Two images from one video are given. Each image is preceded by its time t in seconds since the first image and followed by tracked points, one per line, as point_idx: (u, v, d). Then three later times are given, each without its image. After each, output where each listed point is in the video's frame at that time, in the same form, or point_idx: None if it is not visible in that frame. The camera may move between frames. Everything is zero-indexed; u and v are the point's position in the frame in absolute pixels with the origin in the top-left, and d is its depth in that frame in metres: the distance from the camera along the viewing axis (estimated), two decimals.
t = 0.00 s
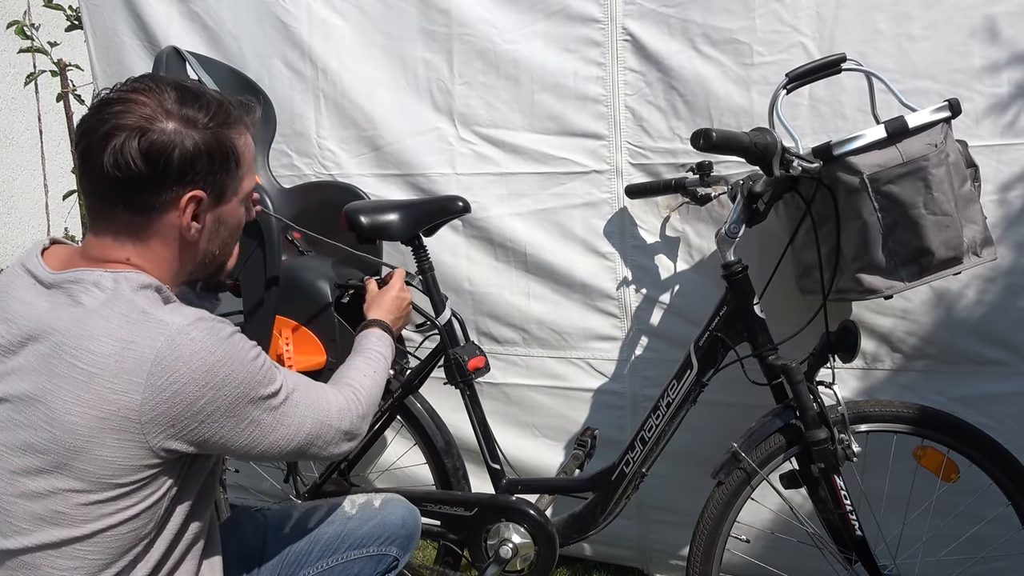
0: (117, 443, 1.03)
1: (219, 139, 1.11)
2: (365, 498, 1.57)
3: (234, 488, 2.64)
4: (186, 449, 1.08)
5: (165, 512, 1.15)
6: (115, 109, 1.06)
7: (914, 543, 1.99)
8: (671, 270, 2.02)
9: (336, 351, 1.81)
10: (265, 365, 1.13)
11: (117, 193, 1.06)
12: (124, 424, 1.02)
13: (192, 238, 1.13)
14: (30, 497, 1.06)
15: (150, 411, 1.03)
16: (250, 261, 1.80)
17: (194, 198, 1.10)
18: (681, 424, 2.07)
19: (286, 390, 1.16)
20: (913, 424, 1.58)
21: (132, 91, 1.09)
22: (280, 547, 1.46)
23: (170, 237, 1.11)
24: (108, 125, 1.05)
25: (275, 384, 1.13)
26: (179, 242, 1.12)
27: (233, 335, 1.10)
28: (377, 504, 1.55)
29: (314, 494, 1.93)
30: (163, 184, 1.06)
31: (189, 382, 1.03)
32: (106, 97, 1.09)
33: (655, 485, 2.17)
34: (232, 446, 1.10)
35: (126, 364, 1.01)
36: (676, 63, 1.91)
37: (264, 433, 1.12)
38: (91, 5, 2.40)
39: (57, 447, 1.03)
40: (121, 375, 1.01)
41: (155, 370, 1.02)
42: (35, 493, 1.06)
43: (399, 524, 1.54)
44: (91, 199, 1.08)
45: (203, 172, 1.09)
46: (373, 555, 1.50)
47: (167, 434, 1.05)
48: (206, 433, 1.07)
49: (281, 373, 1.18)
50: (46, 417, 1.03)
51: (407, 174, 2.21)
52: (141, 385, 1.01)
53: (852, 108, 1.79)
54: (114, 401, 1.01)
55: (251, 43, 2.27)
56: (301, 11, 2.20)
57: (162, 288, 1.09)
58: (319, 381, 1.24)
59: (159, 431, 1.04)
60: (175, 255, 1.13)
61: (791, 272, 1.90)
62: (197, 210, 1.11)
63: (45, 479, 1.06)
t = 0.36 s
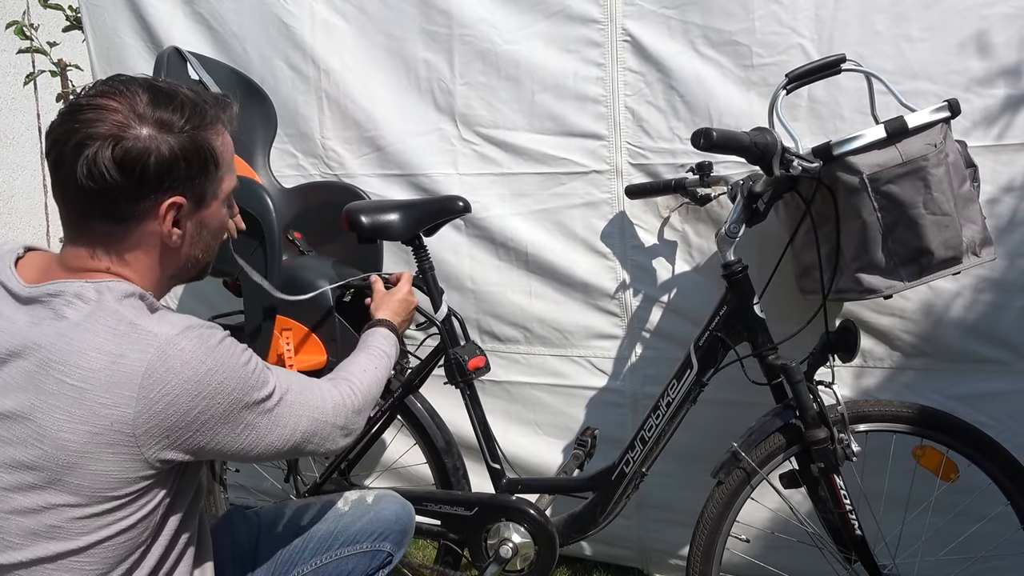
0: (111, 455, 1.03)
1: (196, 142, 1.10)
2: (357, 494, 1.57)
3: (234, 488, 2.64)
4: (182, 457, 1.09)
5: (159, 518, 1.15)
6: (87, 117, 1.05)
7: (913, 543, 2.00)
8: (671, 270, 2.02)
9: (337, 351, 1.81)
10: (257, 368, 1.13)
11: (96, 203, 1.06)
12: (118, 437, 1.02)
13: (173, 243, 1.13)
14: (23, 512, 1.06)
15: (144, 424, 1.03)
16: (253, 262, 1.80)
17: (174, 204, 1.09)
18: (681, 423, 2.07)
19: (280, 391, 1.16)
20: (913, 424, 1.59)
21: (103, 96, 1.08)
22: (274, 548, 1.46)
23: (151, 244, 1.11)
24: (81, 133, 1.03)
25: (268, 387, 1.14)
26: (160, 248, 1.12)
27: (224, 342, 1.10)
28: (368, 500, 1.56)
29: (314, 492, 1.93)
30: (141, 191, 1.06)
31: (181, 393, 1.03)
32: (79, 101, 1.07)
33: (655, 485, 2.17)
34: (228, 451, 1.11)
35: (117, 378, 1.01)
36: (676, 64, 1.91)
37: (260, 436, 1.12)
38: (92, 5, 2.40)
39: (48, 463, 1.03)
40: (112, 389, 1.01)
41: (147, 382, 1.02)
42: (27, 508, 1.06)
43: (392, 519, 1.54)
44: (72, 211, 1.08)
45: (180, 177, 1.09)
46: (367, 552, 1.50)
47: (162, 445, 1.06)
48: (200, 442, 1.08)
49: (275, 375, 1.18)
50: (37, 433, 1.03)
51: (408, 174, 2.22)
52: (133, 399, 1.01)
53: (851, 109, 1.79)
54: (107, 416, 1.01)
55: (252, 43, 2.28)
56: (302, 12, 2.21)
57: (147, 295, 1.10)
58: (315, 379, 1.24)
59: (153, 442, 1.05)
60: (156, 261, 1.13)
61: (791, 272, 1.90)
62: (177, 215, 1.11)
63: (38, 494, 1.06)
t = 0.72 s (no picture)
0: (77, 447, 1.03)
1: (160, 137, 1.10)
2: (346, 493, 1.56)
3: (234, 488, 2.64)
4: (150, 451, 1.08)
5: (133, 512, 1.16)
6: (54, 117, 1.06)
7: (913, 542, 2.00)
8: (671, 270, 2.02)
9: (336, 351, 1.80)
10: (227, 365, 1.12)
11: (64, 201, 1.06)
12: (84, 430, 1.02)
13: (143, 240, 1.12)
14: None
15: (110, 416, 1.03)
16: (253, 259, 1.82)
17: (141, 199, 1.09)
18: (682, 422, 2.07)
19: (252, 389, 1.15)
20: (913, 424, 1.59)
21: (70, 99, 1.09)
22: (263, 539, 1.47)
23: (120, 239, 1.10)
24: (46, 133, 1.04)
25: (239, 383, 1.13)
26: (130, 244, 1.11)
27: (188, 338, 1.09)
28: (359, 498, 1.55)
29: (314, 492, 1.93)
30: (107, 186, 1.06)
31: (145, 387, 1.03)
32: (49, 105, 1.09)
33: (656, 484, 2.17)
34: (196, 446, 1.10)
35: (83, 370, 1.01)
36: (675, 65, 1.91)
37: (230, 433, 1.11)
38: (92, 6, 2.39)
39: (17, 455, 1.03)
40: (78, 381, 1.01)
41: (108, 375, 1.02)
42: None
43: (383, 517, 1.54)
44: (39, 210, 1.08)
45: (146, 171, 1.09)
46: (357, 550, 1.50)
47: (128, 438, 1.05)
48: (166, 437, 1.07)
49: (248, 371, 1.17)
50: (5, 426, 1.03)
51: (409, 173, 2.22)
52: (97, 391, 1.02)
53: (849, 110, 1.79)
54: (72, 408, 1.01)
55: (252, 43, 2.27)
56: (301, 12, 2.20)
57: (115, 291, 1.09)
58: (295, 380, 1.23)
59: (119, 435, 1.05)
60: (129, 257, 1.12)
61: (791, 274, 1.90)
62: (145, 211, 1.10)
63: (9, 485, 1.06)
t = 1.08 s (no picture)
0: (50, 253, 0.99)
1: (273, 34, 1.07)
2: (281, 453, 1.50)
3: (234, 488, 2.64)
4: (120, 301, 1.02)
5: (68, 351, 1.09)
6: None
7: (913, 542, 1.99)
8: (671, 270, 2.02)
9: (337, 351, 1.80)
10: (233, 262, 1.07)
11: (161, 45, 1.04)
12: (72, 243, 0.98)
13: (211, 115, 1.09)
14: None
15: (102, 246, 0.97)
16: (252, 258, 1.81)
17: (224, 77, 1.06)
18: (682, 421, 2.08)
19: (243, 298, 1.10)
20: (913, 424, 1.58)
21: None
22: (184, 450, 1.43)
23: (197, 106, 1.07)
24: None
25: (235, 286, 1.08)
26: (197, 112, 1.08)
27: (211, 220, 1.04)
28: (289, 460, 1.47)
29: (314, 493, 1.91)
30: (205, 52, 1.04)
31: (151, 239, 0.98)
32: None
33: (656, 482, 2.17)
34: (162, 321, 1.04)
35: (98, 188, 0.97)
36: (677, 67, 1.91)
37: (199, 324, 1.06)
38: (93, 7, 2.39)
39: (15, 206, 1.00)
40: (88, 197, 0.97)
41: (116, 205, 0.97)
42: None
43: (304, 484, 1.44)
44: (133, 41, 1.07)
45: (247, 58, 1.06)
46: (272, 507, 1.41)
47: (107, 279, 1.00)
48: (150, 296, 1.02)
49: (247, 280, 1.12)
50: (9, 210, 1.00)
51: (411, 173, 2.22)
52: (101, 213, 0.97)
53: (845, 112, 1.79)
54: (74, 220, 0.97)
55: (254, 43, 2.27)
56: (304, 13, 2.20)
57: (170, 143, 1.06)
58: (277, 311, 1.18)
59: (102, 268, 0.99)
60: (195, 122, 1.09)
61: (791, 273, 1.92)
62: (225, 91, 1.07)
63: None
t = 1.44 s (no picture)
0: (51, 57, 1.02)
1: None
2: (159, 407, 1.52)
3: (235, 488, 2.64)
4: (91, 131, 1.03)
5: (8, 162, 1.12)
6: None
7: (912, 543, 1.99)
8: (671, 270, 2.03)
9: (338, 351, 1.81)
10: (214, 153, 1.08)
11: None
12: (75, 55, 1.00)
13: (245, 30, 1.11)
14: None
15: (99, 68, 0.99)
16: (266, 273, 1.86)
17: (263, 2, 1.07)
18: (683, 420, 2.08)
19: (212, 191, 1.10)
20: (913, 424, 1.59)
21: None
22: (88, 343, 1.43)
23: (241, 15, 1.09)
24: None
25: (208, 175, 1.08)
26: (235, 21, 1.10)
27: (204, 96, 1.06)
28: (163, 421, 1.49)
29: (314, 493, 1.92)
30: None
31: (145, 82, 1.00)
32: None
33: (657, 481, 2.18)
34: (122, 167, 1.03)
35: (120, 19, 1.01)
36: (676, 70, 1.91)
37: (156, 188, 1.04)
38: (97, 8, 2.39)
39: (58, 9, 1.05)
40: (110, 23, 1.01)
41: (121, 43, 0.99)
42: None
43: (167, 455, 1.45)
44: None
45: None
46: (118, 463, 1.43)
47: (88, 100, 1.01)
48: (122, 138, 1.01)
49: (225, 183, 1.13)
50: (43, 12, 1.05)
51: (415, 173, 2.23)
52: (110, 40, 0.99)
53: (844, 112, 1.80)
54: (90, 38, 1.00)
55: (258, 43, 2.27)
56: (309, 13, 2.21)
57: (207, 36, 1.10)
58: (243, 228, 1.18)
59: (89, 88, 1.00)
60: (233, 29, 1.11)
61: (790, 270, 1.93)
62: (262, 15, 1.09)
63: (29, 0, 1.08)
